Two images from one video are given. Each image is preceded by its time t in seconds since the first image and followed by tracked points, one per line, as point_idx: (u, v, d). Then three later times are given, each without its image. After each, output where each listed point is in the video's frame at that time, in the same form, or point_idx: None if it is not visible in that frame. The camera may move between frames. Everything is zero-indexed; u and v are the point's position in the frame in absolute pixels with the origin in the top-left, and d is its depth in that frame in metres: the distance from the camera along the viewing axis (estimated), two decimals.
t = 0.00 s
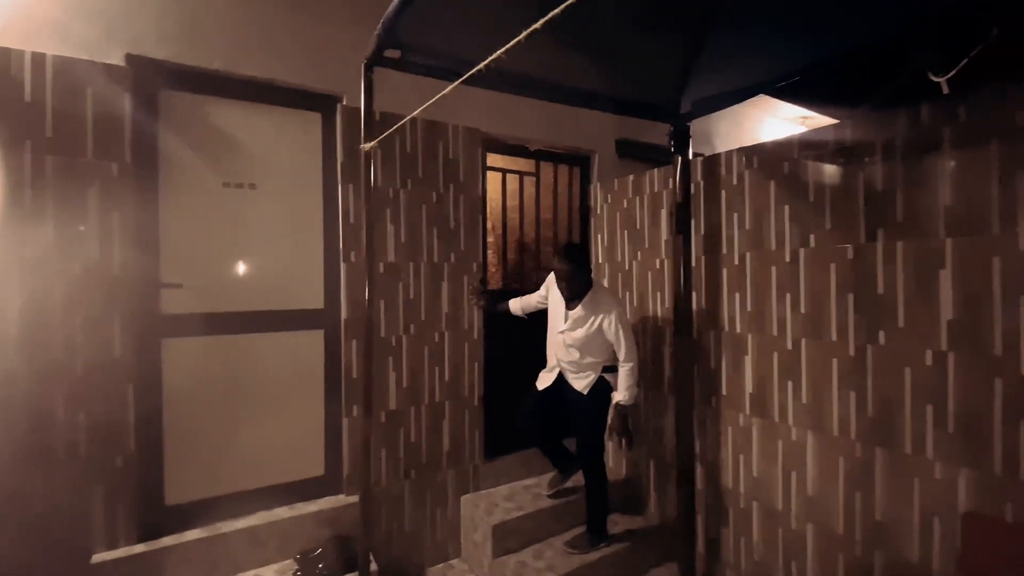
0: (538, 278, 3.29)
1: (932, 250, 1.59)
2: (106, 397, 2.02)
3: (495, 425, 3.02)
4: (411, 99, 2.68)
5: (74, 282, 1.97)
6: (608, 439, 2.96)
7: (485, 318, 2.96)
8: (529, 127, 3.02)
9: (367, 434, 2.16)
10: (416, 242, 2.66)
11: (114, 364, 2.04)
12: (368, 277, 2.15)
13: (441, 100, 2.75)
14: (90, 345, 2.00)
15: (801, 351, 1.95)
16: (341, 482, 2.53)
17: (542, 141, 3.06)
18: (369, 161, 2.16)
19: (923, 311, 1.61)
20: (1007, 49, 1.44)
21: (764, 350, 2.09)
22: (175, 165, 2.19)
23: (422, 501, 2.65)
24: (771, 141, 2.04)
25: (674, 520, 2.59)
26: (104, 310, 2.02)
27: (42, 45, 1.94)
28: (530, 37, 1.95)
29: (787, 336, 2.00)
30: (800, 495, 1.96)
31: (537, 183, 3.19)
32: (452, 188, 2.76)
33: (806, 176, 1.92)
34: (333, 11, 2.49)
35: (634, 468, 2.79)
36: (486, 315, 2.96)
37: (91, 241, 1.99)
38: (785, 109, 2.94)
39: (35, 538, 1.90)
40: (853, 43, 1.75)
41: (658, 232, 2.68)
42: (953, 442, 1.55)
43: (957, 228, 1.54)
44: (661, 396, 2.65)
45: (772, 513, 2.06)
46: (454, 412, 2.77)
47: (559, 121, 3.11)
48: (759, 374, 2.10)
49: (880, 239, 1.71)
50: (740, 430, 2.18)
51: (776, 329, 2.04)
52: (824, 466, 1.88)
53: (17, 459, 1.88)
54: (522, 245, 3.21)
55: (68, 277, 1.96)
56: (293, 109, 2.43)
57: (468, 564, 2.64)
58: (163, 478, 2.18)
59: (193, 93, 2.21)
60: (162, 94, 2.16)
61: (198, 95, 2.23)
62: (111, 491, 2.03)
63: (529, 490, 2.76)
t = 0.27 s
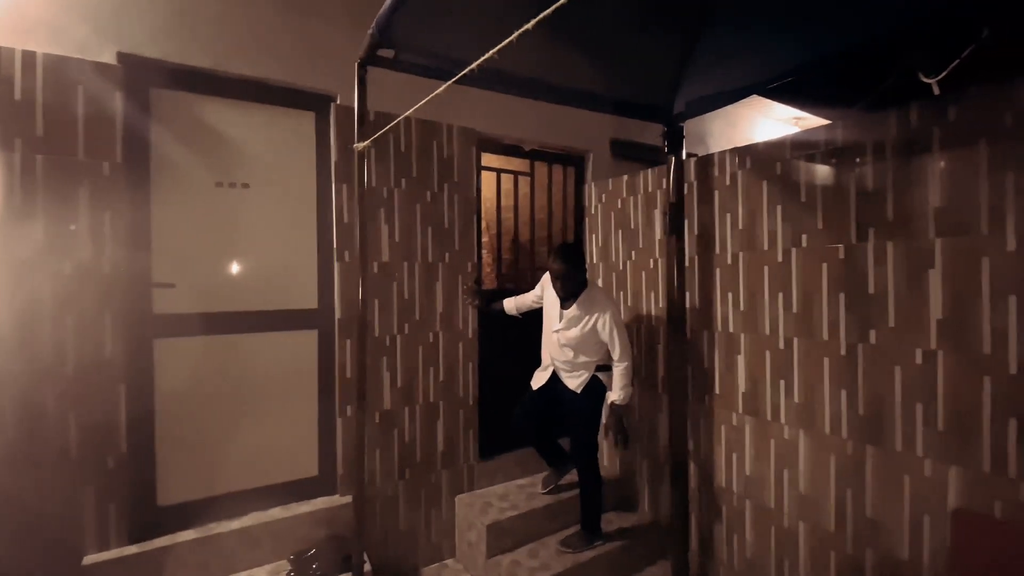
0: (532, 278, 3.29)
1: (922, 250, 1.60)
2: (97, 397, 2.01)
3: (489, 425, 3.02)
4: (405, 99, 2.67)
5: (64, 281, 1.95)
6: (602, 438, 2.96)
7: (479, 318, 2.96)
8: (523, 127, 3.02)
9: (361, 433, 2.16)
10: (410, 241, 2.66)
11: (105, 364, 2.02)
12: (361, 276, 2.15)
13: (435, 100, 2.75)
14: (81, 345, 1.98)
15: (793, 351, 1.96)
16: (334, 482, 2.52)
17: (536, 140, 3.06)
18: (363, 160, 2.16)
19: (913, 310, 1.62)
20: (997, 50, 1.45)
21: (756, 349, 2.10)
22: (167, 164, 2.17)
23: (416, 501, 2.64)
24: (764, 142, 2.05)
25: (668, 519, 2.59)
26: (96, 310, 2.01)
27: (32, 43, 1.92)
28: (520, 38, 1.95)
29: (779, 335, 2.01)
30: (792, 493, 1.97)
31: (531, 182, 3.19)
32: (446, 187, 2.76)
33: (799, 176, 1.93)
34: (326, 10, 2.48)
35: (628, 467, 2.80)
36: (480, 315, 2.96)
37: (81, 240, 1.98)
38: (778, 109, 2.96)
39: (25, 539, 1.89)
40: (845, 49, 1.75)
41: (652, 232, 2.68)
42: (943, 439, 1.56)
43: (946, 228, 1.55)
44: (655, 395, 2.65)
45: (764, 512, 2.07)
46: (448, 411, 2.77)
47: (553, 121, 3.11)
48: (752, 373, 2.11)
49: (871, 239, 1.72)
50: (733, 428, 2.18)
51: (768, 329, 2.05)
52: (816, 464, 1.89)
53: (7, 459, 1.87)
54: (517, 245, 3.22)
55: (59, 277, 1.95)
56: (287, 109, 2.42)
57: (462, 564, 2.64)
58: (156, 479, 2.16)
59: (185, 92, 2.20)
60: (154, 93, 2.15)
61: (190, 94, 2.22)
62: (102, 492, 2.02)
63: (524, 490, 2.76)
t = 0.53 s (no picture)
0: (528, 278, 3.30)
1: (914, 249, 1.61)
2: (90, 397, 2.00)
3: (485, 424, 3.02)
4: (400, 98, 2.67)
5: (57, 281, 1.94)
6: (597, 438, 2.97)
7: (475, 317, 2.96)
8: (518, 127, 3.02)
9: (355, 433, 2.16)
10: (406, 241, 2.65)
11: (98, 364, 2.01)
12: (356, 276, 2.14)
13: (431, 99, 2.75)
14: (74, 345, 1.97)
15: (787, 350, 1.97)
16: (329, 482, 2.52)
17: (531, 140, 3.06)
18: (357, 159, 2.15)
19: (905, 310, 1.63)
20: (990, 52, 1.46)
21: (750, 349, 2.10)
22: (161, 163, 2.16)
23: (411, 501, 2.64)
24: (758, 142, 2.06)
25: (663, 518, 2.60)
26: (89, 310, 2.00)
27: (23, 41, 1.91)
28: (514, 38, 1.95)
29: (772, 335, 2.02)
30: (785, 492, 1.98)
31: (526, 182, 3.20)
32: (441, 187, 2.76)
33: (792, 176, 1.94)
34: (321, 9, 2.48)
35: (623, 466, 2.80)
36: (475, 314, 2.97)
37: (74, 239, 1.97)
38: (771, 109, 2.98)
39: (17, 540, 1.88)
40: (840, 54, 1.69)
41: (646, 232, 2.69)
42: (934, 437, 1.57)
43: (938, 228, 1.56)
44: (650, 394, 2.66)
45: (758, 510, 2.08)
46: (443, 411, 2.77)
47: (548, 121, 3.11)
48: (746, 372, 2.12)
49: (863, 239, 1.73)
50: (727, 428, 2.19)
51: (762, 328, 2.06)
52: (809, 462, 1.90)
53: None
54: (512, 245, 3.23)
55: (51, 276, 1.94)
56: (282, 108, 2.41)
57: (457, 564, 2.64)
58: (149, 480, 2.15)
59: (178, 91, 2.19)
60: (147, 91, 2.14)
61: (184, 93, 2.21)
62: (96, 493, 2.01)
63: (519, 489, 2.77)
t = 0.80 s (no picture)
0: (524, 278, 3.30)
1: (907, 249, 1.62)
2: (84, 398, 1.99)
3: (481, 424, 3.01)
4: (395, 97, 2.67)
5: (50, 281, 1.93)
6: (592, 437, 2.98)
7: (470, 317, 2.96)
8: (514, 127, 3.02)
9: (351, 433, 2.15)
10: (401, 241, 2.65)
11: (92, 364, 2.01)
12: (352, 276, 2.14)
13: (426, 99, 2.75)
14: (67, 346, 1.96)
15: (781, 349, 1.97)
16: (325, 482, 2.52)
17: (527, 140, 3.06)
18: (352, 159, 2.15)
19: (898, 310, 1.64)
20: (982, 53, 1.47)
21: (745, 348, 2.11)
22: (155, 163, 2.15)
23: (407, 501, 2.64)
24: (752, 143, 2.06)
25: (659, 517, 2.61)
26: (82, 310, 1.99)
27: (17, 40, 1.90)
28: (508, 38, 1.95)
29: (767, 334, 2.03)
30: (779, 491, 1.99)
31: (522, 182, 3.20)
32: (437, 187, 2.75)
33: (787, 176, 1.95)
34: (316, 8, 2.47)
35: (619, 466, 2.81)
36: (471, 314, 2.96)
37: (67, 239, 1.96)
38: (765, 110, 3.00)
39: (10, 541, 1.87)
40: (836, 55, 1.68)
41: (642, 232, 2.69)
42: (927, 436, 1.58)
43: (930, 229, 1.57)
44: (645, 394, 2.66)
45: (753, 509, 2.09)
46: (439, 411, 2.77)
47: (544, 121, 3.12)
48: (741, 372, 2.13)
49: (857, 239, 1.74)
50: (722, 427, 2.20)
51: (756, 328, 2.07)
52: (803, 461, 1.91)
53: None
54: (508, 245, 3.22)
55: (45, 276, 1.93)
56: (277, 108, 2.41)
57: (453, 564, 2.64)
58: (143, 481, 2.14)
59: (173, 90, 2.19)
60: (141, 90, 2.13)
61: (179, 92, 2.20)
62: (90, 495, 2.00)
63: (515, 489, 2.77)
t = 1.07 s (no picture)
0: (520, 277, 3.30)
1: (900, 249, 1.63)
2: (77, 398, 1.98)
3: (476, 424, 3.01)
4: (390, 97, 2.66)
5: (42, 281, 1.92)
6: (588, 436, 2.98)
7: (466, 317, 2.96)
8: (509, 127, 3.02)
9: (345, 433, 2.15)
10: (397, 240, 2.64)
11: (85, 365, 2.00)
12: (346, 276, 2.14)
13: (422, 98, 2.74)
14: (59, 346, 1.95)
15: (775, 349, 1.98)
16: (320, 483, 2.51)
17: (522, 140, 3.06)
18: (347, 158, 2.14)
19: (891, 309, 1.65)
20: (974, 54, 1.47)
21: (739, 348, 2.12)
22: (148, 162, 2.14)
23: (402, 502, 2.64)
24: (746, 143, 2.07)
25: (654, 516, 2.61)
26: (75, 310, 1.98)
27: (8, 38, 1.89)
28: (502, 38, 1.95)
29: (761, 334, 2.03)
30: (773, 490, 2.00)
31: (518, 182, 3.19)
32: (432, 186, 2.75)
33: (781, 176, 1.95)
34: (311, 7, 2.47)
35: (614, 465, 2.81)
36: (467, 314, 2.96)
37: (60, 238, 1.95)
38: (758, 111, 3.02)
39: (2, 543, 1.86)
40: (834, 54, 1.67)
41: (637, 232, 2.70)
42: (919, 435, 1.59)
43: (923, 229, 1.57)
44: (640, 393, 2.67)
45: (748, 508, 2.09)
46: (434, 411, 2.76)
47: (539, 121, 3.12)
48: (735, 371, 2.14)
49: (850, 239, 1.75)
50: (717, 426, 2.21)
51: (750, 327, 2.07)
52: (797, 460, 1.91)
53: None
54: (504, 245, 3.22)
55: (37, 276, 1.91)
56: (272, 107, 2.40)
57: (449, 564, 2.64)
58: (136, 483, 2.13)
59: (166, 89, 2.18)
60: (134, 89, 2.11)
61: (172, 91, 2.19)
62: (82, 496, 1.99)
63: (511, 488, 2.77)
